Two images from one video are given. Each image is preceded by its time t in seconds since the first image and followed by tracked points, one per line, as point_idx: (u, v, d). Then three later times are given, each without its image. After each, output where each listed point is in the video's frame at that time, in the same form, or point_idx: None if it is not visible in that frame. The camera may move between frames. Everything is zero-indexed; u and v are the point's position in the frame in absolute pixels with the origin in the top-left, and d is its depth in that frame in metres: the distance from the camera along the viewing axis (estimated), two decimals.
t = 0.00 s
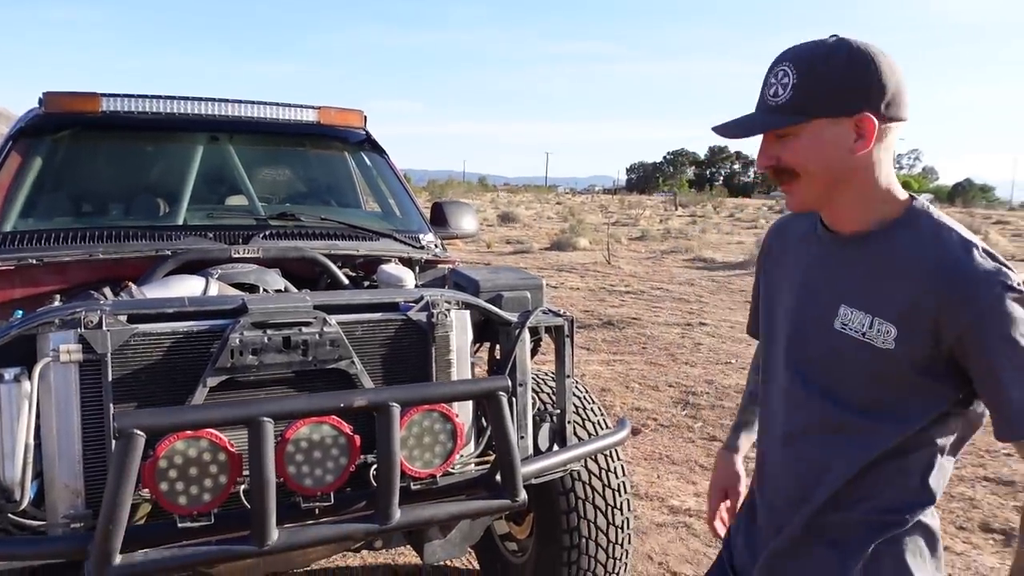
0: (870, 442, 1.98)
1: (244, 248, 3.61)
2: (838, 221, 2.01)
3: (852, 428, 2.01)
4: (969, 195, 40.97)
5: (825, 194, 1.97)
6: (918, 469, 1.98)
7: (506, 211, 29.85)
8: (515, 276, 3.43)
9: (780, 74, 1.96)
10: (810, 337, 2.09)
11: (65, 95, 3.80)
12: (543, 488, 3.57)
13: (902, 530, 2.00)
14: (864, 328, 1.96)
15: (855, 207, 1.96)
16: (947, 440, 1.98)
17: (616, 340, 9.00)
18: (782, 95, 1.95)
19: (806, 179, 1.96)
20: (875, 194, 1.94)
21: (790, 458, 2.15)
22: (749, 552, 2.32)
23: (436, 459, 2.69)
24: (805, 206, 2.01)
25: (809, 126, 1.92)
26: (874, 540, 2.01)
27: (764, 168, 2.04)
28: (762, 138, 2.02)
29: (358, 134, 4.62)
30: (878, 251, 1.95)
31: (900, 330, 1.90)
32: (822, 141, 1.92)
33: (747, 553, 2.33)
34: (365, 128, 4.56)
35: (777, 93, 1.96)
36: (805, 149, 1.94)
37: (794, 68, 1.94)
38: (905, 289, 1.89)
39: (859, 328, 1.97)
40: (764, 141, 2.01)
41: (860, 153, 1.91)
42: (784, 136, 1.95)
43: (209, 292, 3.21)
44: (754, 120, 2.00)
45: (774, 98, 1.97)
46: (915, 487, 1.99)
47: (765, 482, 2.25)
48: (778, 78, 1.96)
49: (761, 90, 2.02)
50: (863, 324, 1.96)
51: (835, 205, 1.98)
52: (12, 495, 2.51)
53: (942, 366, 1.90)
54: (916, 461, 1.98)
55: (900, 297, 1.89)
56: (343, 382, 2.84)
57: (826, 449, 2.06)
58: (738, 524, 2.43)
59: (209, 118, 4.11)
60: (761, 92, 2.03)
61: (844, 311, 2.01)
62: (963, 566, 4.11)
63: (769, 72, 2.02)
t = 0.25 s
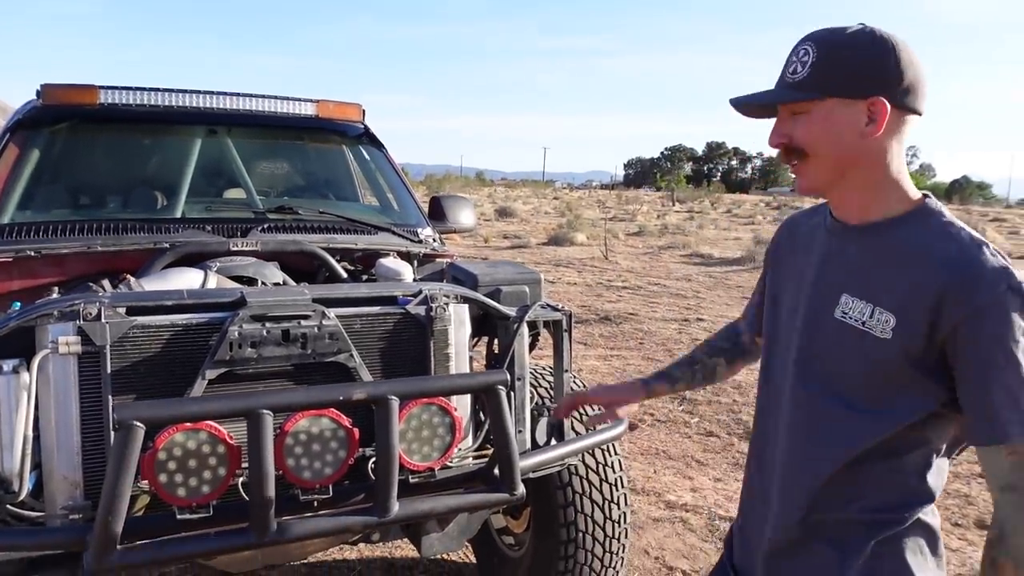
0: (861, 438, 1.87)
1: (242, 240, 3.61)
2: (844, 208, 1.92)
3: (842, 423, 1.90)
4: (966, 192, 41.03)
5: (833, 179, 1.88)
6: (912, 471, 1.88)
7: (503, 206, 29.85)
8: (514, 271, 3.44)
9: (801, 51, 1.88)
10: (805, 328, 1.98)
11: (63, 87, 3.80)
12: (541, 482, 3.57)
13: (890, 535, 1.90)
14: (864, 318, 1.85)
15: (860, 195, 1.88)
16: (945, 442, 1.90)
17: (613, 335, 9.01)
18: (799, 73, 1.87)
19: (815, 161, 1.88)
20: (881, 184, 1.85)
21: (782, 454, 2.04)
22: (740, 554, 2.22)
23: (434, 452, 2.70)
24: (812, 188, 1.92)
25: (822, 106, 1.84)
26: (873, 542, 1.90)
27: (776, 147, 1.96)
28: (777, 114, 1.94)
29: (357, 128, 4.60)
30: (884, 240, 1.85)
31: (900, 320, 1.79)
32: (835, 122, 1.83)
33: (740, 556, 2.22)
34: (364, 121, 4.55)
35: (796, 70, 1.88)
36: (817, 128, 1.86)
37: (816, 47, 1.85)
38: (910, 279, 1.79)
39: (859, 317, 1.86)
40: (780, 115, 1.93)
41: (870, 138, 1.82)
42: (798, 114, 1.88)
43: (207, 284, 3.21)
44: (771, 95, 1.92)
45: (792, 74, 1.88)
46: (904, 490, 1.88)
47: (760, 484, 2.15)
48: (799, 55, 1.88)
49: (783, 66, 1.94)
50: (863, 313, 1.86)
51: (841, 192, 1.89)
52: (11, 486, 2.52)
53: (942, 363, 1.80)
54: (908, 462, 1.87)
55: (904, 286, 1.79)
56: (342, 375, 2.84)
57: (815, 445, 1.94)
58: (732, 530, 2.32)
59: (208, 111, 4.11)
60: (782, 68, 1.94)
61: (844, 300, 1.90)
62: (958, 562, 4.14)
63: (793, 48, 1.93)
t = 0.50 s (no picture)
0: (874, 430, 1.86)
1: (245, 233, 3.61)
2: (861, 200, 1.92)
3: (855, 414, 1.89)
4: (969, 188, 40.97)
5: (852, 170, 1.89)
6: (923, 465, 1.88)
7: (505, 200, 29.84)
8: (517, 264, 3.44)
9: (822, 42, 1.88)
10: (822, 316, 1.97)
11: (67, 79, 3.80)
12: (542, 476, 3.58)
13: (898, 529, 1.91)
14: (881, 306, 1.84)
15: (878, 187, 1.88)
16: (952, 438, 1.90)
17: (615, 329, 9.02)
18: (819, 65, 1.87)
19: (834, 152, 1.88)
20: (898, 177, 1.86)
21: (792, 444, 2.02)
22: (745, 544, 2.22)
23: (436, 445, 2.71)
24: (830, 178, 1.93)
25: (843, 97, 1.84)
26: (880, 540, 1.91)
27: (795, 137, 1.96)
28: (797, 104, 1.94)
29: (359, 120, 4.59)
30: (906, 231, 1.83)
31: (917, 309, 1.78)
32: (855, 114, 1.83)
33: (742, 546, 2.23)
34: (366, 114, 4.54)
35: (816, 61, 1.88)
36: (836, 119, 1.86)
37: (837, 39, 1.85)
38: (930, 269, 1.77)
39: (876, 306, 1.85)
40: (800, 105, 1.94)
41: (889, 130, 1.82)
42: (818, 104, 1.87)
43: (210, 277, 3.21)
44: (791, 85, 1.92)
45: (812, 65, 1.88)
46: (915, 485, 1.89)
47: (770, 474, 2.14)
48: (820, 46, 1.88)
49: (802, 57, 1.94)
50: (881, 302, 1.84)
51: (860, 183, 1.90)
52: (14, 477, 2.53)
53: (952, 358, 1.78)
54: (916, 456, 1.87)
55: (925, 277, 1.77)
56: (345, 368, 2.84)
57: (828, 435, 1.93)
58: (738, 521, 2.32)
59: (211, 103, 4.11)
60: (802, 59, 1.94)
61: (861, 289, 1.89)
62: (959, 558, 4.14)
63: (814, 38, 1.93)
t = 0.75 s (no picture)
0: (877, 422, 1.86)
1: (246, 229, 3.61)
2: (862, 195, 1.92)
3: (858, 407, 1.88)
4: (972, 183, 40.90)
5: (852, 165, 1.88)
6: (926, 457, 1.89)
7: (508, 196, 29.83)
8: (517, 259, 3.43)
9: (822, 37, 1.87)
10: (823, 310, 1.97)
11: (67, 75, 3.80)
12: (543, 471, 3.58)
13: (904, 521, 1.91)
14: (884, 299, 1.83)
15: (879, 183, 1.88)
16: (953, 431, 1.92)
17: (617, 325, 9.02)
18: (819, 60, 1.86)
19: (835, 147, 1.88)
20: (901, 172, 1.85)
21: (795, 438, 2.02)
22: (749, 539, 2.21)
23: (437, 440, 2.71)
24: (831, 174, 1.92)
25: (845, 91, 1.83)
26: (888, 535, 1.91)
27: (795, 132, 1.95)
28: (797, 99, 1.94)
29: (360, 116, 4.59)
30: (907, 225, 1.83)
31: (920, 302, 1.78)
32: (858, 108, 1.83)
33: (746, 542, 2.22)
34: (367, 110, 4.54)
35: (816, 57, 1.87)
36: (837, 113, 1.85)
37: (837, 34, 1.85)
38: (933, 262, 1.77)
39: (878, 299, 1.85)
40: (800, 101, 1.93)
41: (891, 125, 1.82)
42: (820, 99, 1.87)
43: (211, 273, 3.21)
44: (791, 80, 1.92)
45: (813, 60, 1.88)
46: (919, 476, 1.89)
47: (771, 469, 2.13)
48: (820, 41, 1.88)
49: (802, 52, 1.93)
50: (883, 294, 1.84)
51: (860, 179, 1.89)
52: (16, 473, 2.53)
53: (955, 351, 1.79)
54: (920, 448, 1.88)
55: (929, 269, 1.77)
56: (346, 363, 2.85)
57: (831, 428, 1.93)
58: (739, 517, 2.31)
59: (212, 99, 4.11)
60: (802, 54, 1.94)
61: (862, 282, 1.88)
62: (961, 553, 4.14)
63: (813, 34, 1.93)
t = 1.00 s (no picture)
0: (858, 419, 1.86)
1: (246, 226, 3.61)
2: (838, 194, 1.91)
3: (836, 404, 1.89)
4: (973, 178, 40.86)
5: (826, 164, 1.87)
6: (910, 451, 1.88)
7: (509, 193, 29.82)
8: (518, 256, 3.43)
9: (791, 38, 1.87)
10: (802, 309, 1.97)
11: (66, 74, 3.79)
12: (544, 468, 3.58)
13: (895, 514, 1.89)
14: (859, 296, 1.84)
15: (855, 181, 1.87)
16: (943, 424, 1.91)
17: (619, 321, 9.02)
18: (789, 61, 1.85)
19: (808, 148, 1.87)
20: (875, 169, 1.85)
21: (781, 438, 2.02)
22: (746, 539, 2.20)
23: (437, 437, 2.70)
24: (806, 175, 1.92)
25: (814, 92, 1.83)
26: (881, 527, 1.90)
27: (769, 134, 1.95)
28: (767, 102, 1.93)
29: (361, 113, 4.60)
30: (880, 221, 1.84)
31: (894, 299, 1.78)
32: (827, 109, 1.82)
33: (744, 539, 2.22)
34: (367, 107, 4.54)
35: (786, 58, 1.86)
36: (808, 114, 1.84)
37: (805, 34, 1.84)
38: (905, 258, 1.77)
39: (853, 296, 1.85)
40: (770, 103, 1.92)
41: (862, 123, 1.82)
42: (790, 101, 1.86)
43: (211, 271, 3.21)
44: (761, 84, 1.90)
45: (782, 61, 1.87)
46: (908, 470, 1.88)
47: (761, 469, 2.14)
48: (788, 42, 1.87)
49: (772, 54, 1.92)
50: (858, 292, 1.84)
51: (836, 177, 1.88)
52: (16, 472, 2.52)
53: (933, 346, 1.79)
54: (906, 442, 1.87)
55: (901, 266, 1.78)
56: (346, 361, 2.84)
57: (812, 426, 1.93)
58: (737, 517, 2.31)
59: (211, 97, 4.10)
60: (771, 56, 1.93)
61: (838, 281, 1.89)
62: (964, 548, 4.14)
63: (782, 35, 1.91)
